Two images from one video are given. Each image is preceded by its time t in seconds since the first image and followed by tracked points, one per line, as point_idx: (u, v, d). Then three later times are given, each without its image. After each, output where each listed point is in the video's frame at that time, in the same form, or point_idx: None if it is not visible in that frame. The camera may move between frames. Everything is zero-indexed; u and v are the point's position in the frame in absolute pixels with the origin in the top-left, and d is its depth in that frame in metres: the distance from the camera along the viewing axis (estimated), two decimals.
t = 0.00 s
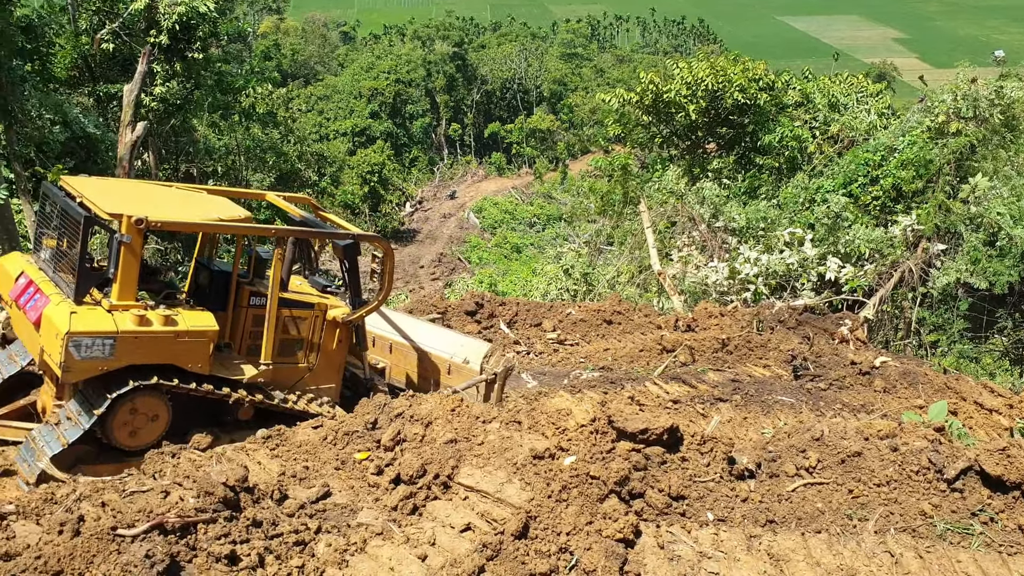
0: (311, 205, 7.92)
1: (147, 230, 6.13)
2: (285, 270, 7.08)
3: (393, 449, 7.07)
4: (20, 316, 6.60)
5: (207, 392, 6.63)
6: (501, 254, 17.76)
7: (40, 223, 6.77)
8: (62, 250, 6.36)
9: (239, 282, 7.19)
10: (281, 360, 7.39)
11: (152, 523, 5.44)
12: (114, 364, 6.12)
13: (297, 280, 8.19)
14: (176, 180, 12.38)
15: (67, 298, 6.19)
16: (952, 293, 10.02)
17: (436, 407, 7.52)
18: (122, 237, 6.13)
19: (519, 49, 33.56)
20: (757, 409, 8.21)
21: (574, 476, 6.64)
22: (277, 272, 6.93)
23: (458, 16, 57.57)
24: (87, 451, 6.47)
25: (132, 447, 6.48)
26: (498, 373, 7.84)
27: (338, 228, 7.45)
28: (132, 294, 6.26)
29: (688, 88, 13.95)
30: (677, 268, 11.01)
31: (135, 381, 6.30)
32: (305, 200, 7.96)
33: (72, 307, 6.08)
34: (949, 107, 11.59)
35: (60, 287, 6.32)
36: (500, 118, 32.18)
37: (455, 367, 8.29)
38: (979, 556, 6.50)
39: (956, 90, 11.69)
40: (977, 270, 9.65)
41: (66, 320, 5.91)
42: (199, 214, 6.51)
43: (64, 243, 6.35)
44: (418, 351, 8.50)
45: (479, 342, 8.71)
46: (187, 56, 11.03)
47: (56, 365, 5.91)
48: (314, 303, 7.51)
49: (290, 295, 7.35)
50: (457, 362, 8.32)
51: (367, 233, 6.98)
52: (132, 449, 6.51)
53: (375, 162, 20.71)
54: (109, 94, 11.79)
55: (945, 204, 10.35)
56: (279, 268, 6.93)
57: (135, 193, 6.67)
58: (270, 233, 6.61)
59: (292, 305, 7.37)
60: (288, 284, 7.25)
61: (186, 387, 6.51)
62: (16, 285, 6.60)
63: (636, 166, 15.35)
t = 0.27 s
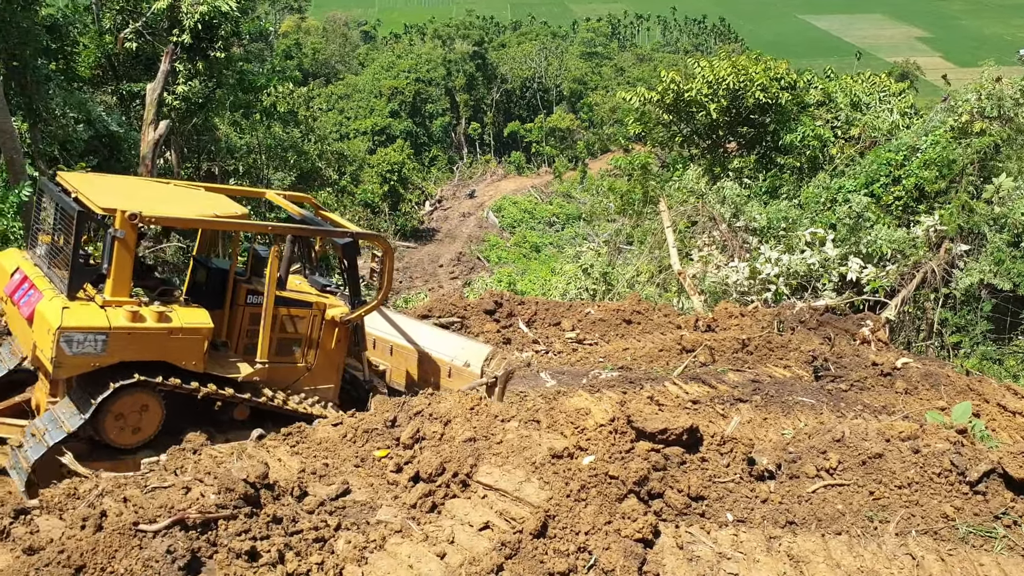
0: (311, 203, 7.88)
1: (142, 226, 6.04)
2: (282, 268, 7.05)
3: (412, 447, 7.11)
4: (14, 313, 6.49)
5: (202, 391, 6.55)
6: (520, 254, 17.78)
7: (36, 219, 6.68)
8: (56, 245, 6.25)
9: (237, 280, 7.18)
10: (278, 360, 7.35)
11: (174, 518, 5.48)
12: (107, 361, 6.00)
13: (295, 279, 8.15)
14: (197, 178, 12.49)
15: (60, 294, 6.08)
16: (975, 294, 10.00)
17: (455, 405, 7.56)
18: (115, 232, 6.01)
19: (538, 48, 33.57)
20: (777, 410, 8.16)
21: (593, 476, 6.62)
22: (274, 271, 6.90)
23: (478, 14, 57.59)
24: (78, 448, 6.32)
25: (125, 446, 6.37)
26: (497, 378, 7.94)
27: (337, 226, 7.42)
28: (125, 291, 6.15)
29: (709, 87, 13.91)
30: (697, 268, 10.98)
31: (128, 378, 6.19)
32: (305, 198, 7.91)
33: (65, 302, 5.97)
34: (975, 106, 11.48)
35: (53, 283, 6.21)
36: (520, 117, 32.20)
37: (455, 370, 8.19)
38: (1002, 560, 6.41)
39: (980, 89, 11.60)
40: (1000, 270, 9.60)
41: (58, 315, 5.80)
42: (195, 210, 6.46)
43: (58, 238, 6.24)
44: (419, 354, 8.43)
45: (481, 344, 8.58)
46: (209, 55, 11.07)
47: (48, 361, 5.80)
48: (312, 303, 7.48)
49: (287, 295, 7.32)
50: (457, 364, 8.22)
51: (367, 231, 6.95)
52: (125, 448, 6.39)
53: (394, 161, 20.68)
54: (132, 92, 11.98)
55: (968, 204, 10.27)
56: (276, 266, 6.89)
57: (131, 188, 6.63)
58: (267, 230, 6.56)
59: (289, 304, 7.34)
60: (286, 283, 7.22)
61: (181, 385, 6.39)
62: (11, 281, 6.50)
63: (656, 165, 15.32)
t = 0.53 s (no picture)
0: (307, 199, 7.71)
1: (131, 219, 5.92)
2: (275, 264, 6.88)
3: (428, 445, 7.09)
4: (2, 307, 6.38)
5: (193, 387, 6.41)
6: (536, 254, 17.77)
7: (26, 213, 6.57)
8: (46, 238, 6.15)
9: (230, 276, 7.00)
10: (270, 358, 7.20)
11: (190, 514, 5.51)
12: (94, 356, 5.87)
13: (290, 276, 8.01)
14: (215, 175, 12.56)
15: (48, 287, 5.96)
16: (995, 296, 9.92)
17: (471, 404, 7.55)
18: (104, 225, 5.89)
19: (556, 46, 33.58)
20: (794, 411, 8.12)
21: (608, 476, 6.63)
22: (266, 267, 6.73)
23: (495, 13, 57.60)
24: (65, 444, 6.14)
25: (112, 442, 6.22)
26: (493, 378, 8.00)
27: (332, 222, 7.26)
28: (115, 284, 6.03)
29: (728, 87, 13.89)
30: (714, 268, 10.95)
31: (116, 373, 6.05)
32: (301, 194, 7.75)
33: (52, 296, 5.84)
34: (998, 106, 11.39)
35: (42, 276, 6.11)
36: (537, 116, 32.21)
37: (452, 372, 8.18)
38: (1021, 564, 6.38)
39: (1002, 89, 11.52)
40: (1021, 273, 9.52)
41: (43, 308, 5.67)
42: (186, 204, 6.31)
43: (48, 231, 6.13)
44: (416, 355, 8.40)
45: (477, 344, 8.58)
46: (228, 53, 11.16)
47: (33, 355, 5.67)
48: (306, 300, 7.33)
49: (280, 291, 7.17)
50: (454, 366, 8.21)
51: (363, 227, 6.82)
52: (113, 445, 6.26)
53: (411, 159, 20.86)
54: (151, 89, 12.03)
55: (989, 204, 10.18)
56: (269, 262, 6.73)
57: (122, 181, 6.48)
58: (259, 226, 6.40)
59: (282, 301, 7.19)
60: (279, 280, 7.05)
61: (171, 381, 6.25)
62: None
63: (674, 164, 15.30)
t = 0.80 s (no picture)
0: (309, 195, 7.62)
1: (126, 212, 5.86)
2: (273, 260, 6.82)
3: (451, 443, 7.10)
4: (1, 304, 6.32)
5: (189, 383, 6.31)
6: (559, 253, 17.76)
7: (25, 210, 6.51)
8: (43, 233, 6.08)
9: (229, 271, 6.88)
10: (269, 354, 7.16)
11: (216, 509, 5.56)
12: (89, 351, 5.79)
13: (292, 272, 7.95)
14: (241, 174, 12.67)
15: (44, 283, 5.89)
16: None
17: (494, 402, 7.57)
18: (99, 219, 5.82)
19: (581, 46, 33.56)
20: (819, 413, 8.08)
21: (632, 476, 6.63)
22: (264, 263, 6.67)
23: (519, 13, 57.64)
24: (61, 439, 6.01)
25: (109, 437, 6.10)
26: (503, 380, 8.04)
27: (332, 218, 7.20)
28: (110, 279, 5.94)
29: (755, 86, 13.82)
30: (739, 268, 10.92)
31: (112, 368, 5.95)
32: (302, 190, 7.68)
33: (47, 291, 5.77)
34: None
35: (39, 272, 6.04)
36: (562, 116, 32.19)
37: (456, 370, 8.16)
38: None
39: None
40: None
41: (37, 303, 5.60)
42: (183, 199, 6.25)
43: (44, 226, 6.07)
44: (421, 354, 8.40)
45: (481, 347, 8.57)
46: (255, 52, 11.61)
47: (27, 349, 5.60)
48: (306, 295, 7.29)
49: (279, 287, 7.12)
50: (458, 365, 8.20)
51: (362, 222, 6.75)
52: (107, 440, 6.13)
53: (435, 159, 20.94)
54: (179, 88, 12.18)
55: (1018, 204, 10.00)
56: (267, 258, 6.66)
57: (120, 177, 6.43)
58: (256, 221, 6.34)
59: (281, 297, 7.14)
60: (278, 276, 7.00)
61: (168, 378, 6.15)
62: None
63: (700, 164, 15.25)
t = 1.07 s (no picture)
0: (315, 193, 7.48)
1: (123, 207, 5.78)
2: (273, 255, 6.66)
3: (478, 443, 7.11)
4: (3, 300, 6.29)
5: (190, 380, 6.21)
6: (586, 253, 17.74)
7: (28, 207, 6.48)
8: (43, 230, 6.04)
9: (230, 268, 6.80)
10: (271, 352, 6.99)
11: (245, 507, 5.62)
12: (86, 346, 5.74)
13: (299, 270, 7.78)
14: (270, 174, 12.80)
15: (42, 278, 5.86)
16: None
17: (521, 403, 7.57)
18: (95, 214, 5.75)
19: (610, 46, 33.48)
20: (849, 416, 8.00)
21: (659, 478, 6.60)
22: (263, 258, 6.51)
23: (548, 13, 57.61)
24: (63, 435, 6.02)
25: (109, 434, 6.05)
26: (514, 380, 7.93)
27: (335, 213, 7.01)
28: (108, 275, 5.87)
29: (786, 86, 13.72)
30: (769, 270, 10.86)
31: (109, 363, 5.89)
32: (309, 188, 7.53)
33: (44, 285, 5.73)
34: None
35: (38, 267, 6.00)
36: (590, 116, 32.12)
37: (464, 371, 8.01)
38: None
39: None
40: None
41: (33, 297, 5.56)
42: (181, 194, 6.15)
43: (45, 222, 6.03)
44: (428, 354, 8.23)
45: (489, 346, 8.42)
46: (285, 53, 11.77)
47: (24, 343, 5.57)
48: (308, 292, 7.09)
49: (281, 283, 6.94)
50: (466, 365, 8.05)
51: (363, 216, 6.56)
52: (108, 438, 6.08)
53: (463, 159, 21.02)
54: (211, 89, 12.31)
55: None
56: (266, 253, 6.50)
57: (122, 174, 6.36)
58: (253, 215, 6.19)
59: (283, 294, 6.96)
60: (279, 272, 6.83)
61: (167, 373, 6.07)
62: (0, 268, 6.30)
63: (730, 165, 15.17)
